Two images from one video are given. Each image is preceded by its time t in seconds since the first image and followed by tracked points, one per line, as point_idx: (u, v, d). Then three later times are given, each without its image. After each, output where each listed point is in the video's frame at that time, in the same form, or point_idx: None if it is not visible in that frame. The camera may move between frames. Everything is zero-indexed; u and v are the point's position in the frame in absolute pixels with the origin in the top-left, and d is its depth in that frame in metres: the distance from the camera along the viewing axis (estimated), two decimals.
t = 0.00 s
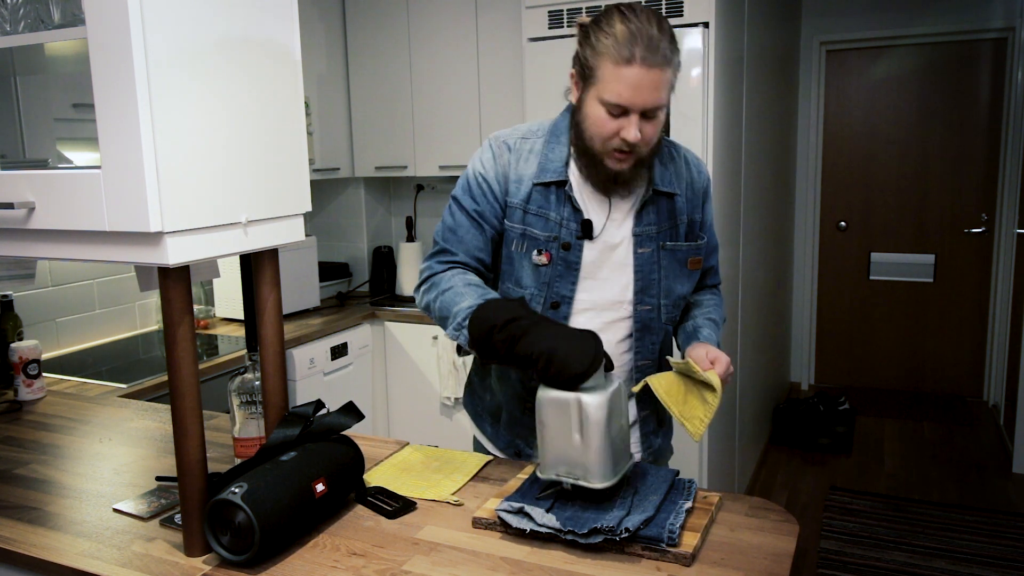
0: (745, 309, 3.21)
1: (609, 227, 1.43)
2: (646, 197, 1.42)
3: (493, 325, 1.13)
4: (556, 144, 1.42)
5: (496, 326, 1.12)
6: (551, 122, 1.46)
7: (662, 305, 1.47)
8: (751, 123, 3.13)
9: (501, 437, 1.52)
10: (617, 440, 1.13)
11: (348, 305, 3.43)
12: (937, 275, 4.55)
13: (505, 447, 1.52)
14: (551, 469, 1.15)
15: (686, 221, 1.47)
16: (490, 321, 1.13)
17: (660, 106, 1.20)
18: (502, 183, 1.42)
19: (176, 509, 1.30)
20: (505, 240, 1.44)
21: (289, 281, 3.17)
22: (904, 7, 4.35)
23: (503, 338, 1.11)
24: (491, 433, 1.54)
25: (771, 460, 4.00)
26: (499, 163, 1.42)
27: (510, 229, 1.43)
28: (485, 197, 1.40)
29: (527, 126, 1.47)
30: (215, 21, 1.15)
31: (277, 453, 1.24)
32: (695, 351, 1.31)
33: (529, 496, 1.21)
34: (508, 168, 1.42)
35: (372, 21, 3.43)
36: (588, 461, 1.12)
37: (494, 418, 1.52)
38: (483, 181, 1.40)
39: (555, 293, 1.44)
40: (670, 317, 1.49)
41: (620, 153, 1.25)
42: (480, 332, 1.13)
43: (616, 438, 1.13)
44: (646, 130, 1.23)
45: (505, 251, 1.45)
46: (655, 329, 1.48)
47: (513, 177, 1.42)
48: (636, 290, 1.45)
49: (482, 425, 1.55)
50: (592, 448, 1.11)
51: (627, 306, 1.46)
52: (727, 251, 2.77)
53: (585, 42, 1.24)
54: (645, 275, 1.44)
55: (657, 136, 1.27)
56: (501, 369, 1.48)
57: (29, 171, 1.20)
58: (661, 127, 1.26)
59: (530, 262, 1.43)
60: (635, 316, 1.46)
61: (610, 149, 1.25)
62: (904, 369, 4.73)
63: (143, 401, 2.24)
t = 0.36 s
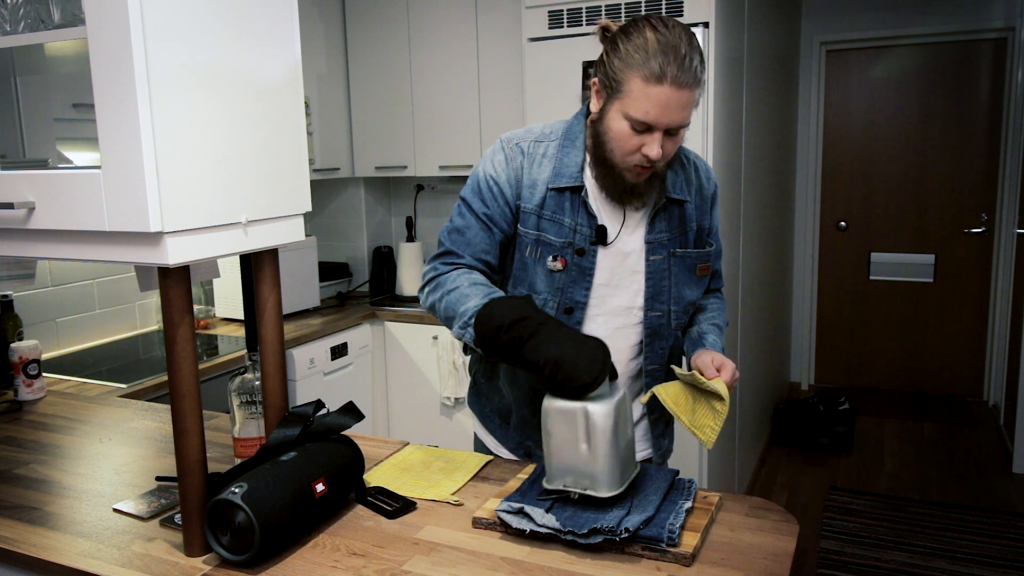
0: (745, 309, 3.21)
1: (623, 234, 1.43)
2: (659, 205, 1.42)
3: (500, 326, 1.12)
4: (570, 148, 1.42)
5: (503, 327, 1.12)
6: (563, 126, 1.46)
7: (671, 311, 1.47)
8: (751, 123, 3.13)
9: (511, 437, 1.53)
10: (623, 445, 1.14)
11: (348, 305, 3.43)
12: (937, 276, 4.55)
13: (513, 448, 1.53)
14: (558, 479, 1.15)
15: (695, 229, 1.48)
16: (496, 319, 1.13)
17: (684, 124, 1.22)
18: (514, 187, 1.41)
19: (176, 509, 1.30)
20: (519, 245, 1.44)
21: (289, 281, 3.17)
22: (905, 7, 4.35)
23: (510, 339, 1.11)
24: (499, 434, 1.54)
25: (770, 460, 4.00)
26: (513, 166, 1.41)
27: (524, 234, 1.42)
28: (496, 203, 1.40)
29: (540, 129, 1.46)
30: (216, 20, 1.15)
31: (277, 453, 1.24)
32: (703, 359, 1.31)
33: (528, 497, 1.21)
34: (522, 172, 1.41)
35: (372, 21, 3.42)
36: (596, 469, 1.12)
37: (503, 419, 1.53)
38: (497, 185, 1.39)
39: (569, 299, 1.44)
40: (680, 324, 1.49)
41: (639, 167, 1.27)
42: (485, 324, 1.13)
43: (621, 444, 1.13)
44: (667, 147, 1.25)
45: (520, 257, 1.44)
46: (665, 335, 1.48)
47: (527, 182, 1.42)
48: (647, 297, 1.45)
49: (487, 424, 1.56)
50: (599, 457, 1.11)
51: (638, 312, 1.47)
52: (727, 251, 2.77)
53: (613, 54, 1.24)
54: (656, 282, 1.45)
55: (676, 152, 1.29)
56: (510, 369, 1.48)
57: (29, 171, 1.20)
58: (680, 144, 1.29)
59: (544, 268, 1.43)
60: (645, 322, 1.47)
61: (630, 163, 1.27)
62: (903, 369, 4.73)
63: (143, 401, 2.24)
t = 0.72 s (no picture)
0: (745, 308, 3.21)
1: (626, 239, 1.43)
2: (664, 209, 1.42)
3: (498, 333, 1.13)
4: (574, 151, 1.42)
5: (500, 334, 1.13)
6: (567, 127, 1.46)
7: (678, 315, 1.47)
8: (751, 123, 3.13)
9: (512, 440, 1.53)
10: (615, 463, 1.14)
11: (348, 305, 3.43)
12: (937, 276, 4.55)
13: (515, 450, 1.54)
14: (548, 491, 1.16)
15: (701, 231, 1.49)
16: (494, 328, 1.14)
17: (694, 133, 1.23)
18: (518, 190, 1.41)
19: (176, 509, 1.30)
20: (522, 247, 1.44)
21: (289, 281, 3.17)
22: (904, 7, 4.36)
23: (506, 348, 1.11)
24: (501, 434, 1.54)
25: (771, 460, 4.00)
26: (516, 168, 1.41)
27: (527, 236, 1.42)
28: (500, 205, 1.40)
29: (544, 130, 1.46)
30: (215, 20, 1.15)
31: (277, 453, 1.24)
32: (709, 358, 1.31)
33: (528, 497, 1.21)
34: (525, 174, 1.41)
35: (372, 21, 3.42)
36: (586, 485, 1.13)
37: (505, 420, 1.53)
38: (500, 187, 1.40)
39: (572, 302, 1.44)
40: (686, 327, 1.49)
41: (646, 172, 1.28)
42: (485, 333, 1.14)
43: (615, 462, 1.13)
44: (675, 154, 1.26)
45: (522, 260, 1.44)
46: (671, 338, 1.48)
47: (530, 183, 1.42)
48: (652, 300, 1.45)
49: (489, 424, 1.56)
50: (592, 473, 1.12)
51: (642, 315, 1.47)
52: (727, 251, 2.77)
53: (628, 58, 1.23)
54: (661, 285, 1.45)
55: (683, 158, 1.29)
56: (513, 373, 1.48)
57: (29, 171, 1.20)
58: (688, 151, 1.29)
59: (547, 271, 1.43)
60: (650, 326, 1.46)
61: (636, 168, 1.27)
62: (903, 368, 4.73)
63: (143, 401, 2.24)
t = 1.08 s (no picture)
0: (745, 308, 3.21)
1: (624, 235, 1.43)
2: (662, 206, 1.42)
3: (506, 328, 1.14)
4: (574, 147, 1.42)
5: (508, 329, 1.13)
6: (569, 124, 1.46)
7: (675, 314, 1.47)
8: (751, 123, 3.13)
9: (512, 437, 1.53)
10: (619, 468, 1.15)
11: (348, 305, 3.43)
12: (937, 276, 4.55)
13: (514, 447, 1.53)
14: (549, 493, 1.16)
15: (701, 231, 1.48)
16: (502, 323, 1.15)
17: (689, 127, 1.23)
18: (517, 187, 1.42)
19: (176, 509, 1.30)
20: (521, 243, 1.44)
21: (289, 281, 3.17)
22: (904, 7, 4.36)
23: (514, 342, 1.12)
24: (500, 431, 1.54)
25: (771, 460, 4.00)
26: (516, 165, 1.42)
27: (526, 232, 1.43)
28: (498, 201, 1.41)
29: (545, 128, 1.47)
30: (216, 20, 1.15)
31: (277, 453, 1.24)
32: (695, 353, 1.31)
33: (529, 496, 1.20)
34: (524, 171, 1.42)
35: (372, 20, 3.42)
36: (589, 490, 1.13)
37: (505, 418, 1.52)
38: (500, 185, 1.41)
39: (569, 298, 1.44)
40: (684, 327, 1.49)
41: (640, 165, 1.27)
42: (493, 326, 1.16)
43: (619, 468, 1.14)
44: (670, 148, 1.26)
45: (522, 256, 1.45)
46: (669, 338, 1.48)
47: (530, 179, 1.42)
48: (649, 299, 1.45)
49: (489, 422, 1.56)
50: (596, 479, 1.12)
51: (641, 314, 1.46)
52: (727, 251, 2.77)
53: (628, 50, 1.24)
54: (659, 283, 1.45)
55: (678, 154, 1.29)
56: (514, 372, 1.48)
57: (29, 171, 1.20)
58: (684, 147, 1.29)
59: (545, 267, 1.43)
60: (648, 325, 1.46)
61: (631, 160, 1.27)
62: (903, 368, 4.73)
63: (143, 401, 2.24)
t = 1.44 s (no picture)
0: (745, 308, 3.21)
1: (626, 233, 1.43)
2: (665, 206, 1.42)
3: (499, 305, 1.12)
4: (575, 146, 1.42)
5: (503, 306, 1.11)
6: (571, 124, 1.46)
7: (676, 314, 1.47)
8: (751, 123, 3.13)
9: (510, 437, 1.53)
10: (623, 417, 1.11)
11: (348, 305, 3.43)
12: (937, 276, 4.55)
13: (514, 447, 1.53)
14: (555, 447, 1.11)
15: (703, 231, 1.48)
16: (496, 300, 1.13)
17: (696, 128, 1.23)
18: (519, 184, 1.42)
19: (176, 509, 1.30)
20: (521, 241, 1.45)
21: (289, 281, 3.17)
22: (904, 7, 4.36)
23: (509, 318, 1.10)
24: (499, 432, 1.54)
25: (771, 460, 4.00)
26: (518, 162, 1.42)
27: (527, 230, 1.43)
28: (497, 197, 1.40)
29: (547, 126, 1.47)
30: (216, 21, 1.15)
31: (277, 453, 1.24)
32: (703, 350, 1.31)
33: (528, 496, 1.21)
34: (526, 169, 1.42)
35: (372, 20, 3.42)
36: (596, 433, 1.08)
37: (503, 417, 1.52)
38: (502, 181, 1.41)
39: (570, 298, 1.44)
40: (683, 326, 1.48)
41: (647, 167, 1.27)
42: (485, 301, 1.13)
43: (623, 412, 1.10)
44: (677, 149, 1.26)
45: (522, 254, 1.45)
46: (668, 337, 1.48)
47: (531, 178, 1.42)
48: (650, 298, 1.45)
49: (488, 423, 1.55)
50: (601, 419, 1.08)
51: (641, 313, 1.46)
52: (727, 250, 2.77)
53: (635, 51, 1.24)
54: (660, 283, 1.45)
55: (684, 155, 1.30)
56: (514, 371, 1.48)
57: (29, 171, 1.20)
58: (689, 148, 1.30)
59: (546, 266, 1.44)
60: (648, 324, 1.46)
61: (638, 162, 1.27)
62: (903, 368, 4.73)
63: (143, 401, 2.24)
